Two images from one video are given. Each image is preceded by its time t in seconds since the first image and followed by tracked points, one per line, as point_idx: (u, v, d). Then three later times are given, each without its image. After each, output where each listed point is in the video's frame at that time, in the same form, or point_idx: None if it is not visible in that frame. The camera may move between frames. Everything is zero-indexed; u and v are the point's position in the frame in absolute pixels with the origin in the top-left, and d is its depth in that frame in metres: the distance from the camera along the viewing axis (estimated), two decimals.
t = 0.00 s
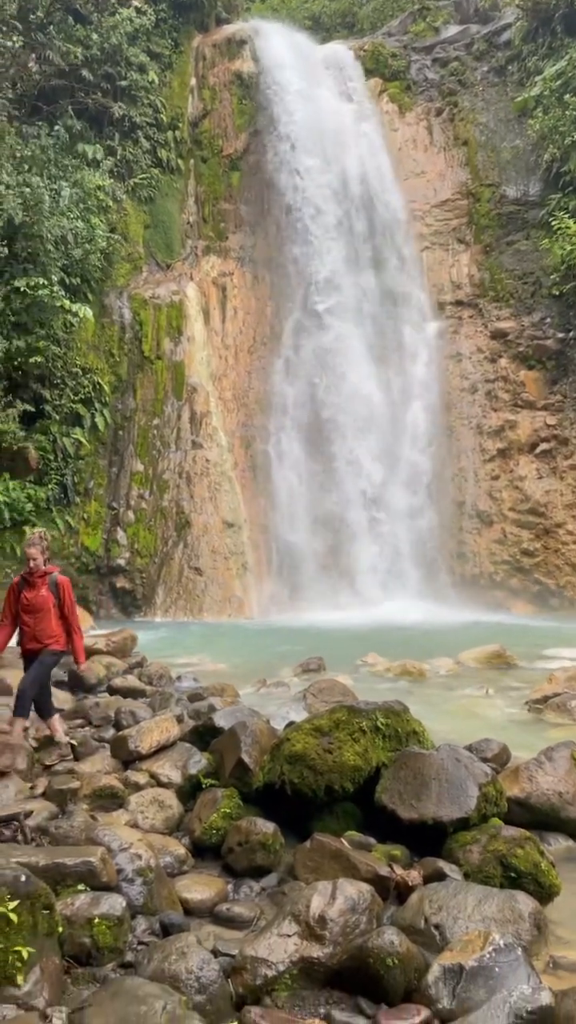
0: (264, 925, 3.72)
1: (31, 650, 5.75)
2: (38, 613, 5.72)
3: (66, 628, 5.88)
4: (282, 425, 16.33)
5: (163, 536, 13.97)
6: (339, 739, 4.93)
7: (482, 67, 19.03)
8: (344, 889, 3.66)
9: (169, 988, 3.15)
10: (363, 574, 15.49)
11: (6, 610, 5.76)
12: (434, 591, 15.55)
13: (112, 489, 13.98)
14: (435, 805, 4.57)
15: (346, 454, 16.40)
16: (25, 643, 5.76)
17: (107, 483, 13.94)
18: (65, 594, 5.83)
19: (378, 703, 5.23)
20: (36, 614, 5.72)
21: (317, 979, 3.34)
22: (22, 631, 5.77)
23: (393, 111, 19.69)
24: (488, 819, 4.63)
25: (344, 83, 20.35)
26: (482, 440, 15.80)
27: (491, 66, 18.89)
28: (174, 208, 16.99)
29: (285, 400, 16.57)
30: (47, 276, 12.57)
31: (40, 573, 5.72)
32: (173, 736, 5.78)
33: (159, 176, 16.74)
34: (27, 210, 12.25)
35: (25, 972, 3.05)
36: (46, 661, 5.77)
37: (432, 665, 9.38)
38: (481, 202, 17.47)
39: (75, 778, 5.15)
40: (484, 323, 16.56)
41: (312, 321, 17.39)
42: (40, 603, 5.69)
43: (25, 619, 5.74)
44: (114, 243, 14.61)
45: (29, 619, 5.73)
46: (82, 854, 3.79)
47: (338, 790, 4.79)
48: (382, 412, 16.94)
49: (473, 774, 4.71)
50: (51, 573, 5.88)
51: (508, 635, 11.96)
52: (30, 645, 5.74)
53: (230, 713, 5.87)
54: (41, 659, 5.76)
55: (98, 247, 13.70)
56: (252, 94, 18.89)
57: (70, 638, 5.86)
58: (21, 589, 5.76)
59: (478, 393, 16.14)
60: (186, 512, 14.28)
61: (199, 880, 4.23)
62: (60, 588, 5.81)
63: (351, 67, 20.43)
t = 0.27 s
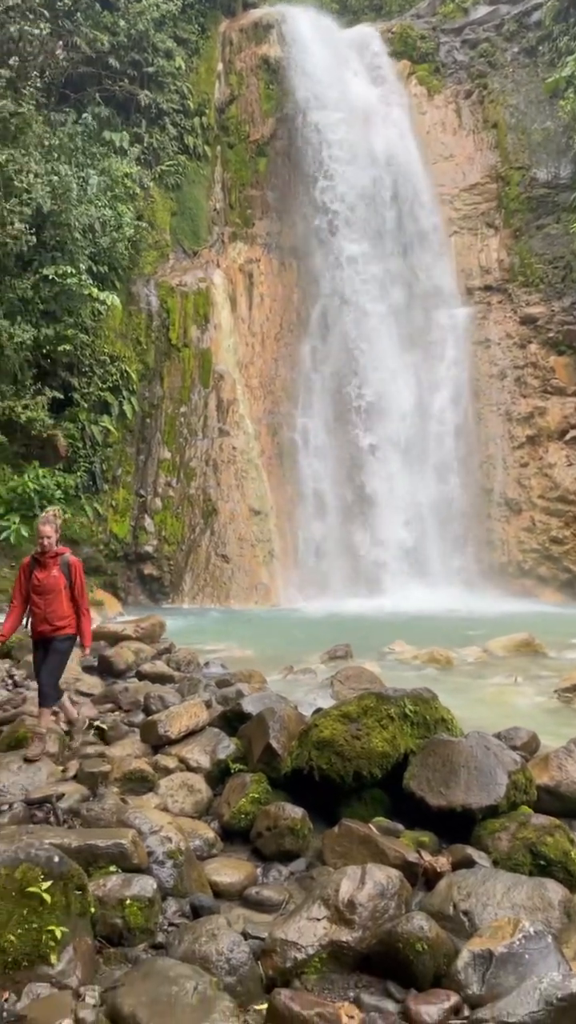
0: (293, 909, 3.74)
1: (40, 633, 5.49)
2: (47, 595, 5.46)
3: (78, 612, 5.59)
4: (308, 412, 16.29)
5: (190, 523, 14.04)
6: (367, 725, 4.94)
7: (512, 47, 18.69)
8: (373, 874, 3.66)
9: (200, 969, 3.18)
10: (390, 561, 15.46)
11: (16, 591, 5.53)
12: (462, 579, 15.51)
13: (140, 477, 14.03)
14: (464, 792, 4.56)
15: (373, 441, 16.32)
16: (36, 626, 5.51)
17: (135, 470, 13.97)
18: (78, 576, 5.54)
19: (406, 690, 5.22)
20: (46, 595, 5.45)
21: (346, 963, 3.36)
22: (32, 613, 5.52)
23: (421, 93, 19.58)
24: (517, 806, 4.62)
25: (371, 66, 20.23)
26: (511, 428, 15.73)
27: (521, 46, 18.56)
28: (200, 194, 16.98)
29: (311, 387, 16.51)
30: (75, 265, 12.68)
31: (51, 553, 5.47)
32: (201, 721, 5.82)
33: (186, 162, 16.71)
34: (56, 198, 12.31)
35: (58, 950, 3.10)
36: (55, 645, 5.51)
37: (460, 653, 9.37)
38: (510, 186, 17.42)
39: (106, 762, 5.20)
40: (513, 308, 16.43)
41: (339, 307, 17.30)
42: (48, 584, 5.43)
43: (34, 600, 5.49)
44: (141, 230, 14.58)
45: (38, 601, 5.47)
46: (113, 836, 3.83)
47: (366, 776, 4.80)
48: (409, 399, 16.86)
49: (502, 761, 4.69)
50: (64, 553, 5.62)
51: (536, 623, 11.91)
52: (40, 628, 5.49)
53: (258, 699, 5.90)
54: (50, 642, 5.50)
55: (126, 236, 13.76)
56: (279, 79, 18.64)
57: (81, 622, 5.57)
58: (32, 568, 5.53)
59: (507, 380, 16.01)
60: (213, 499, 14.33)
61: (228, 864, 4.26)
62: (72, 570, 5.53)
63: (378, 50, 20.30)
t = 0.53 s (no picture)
0: (325, 893, 3.76)
1: (64, 615, 5.34)
2: (72, 577, 5.31)
3: (102, 593, 5.45)
4: (338, 398, 16.22)
5: (220, 510, 14.07)
6: (398, 713, 4.93)
7: (546, 27, 18.36)
8: (406, 861, 3.66)
9: (233, 951, 3.22)
10: (420, 549, 15.41)
11: (37, 572, 5.37)
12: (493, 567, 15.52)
13: (171, 464, 14.08)
14: (496, 780, 4.55)
15: (404, 428, 16.20)
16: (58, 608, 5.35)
17: (166, 459, 14.06)
18: (102, 558, 5.41)
19: (438, 677, 5.21)
20: (70, 578, 5.31)
21: (378, 948, 3.37)
22: (55, 595, 5.36)
23: (453, 76, 19.32)
24: (550, 795, 4.60)
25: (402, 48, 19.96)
26: (543, 415, 15.89)
27: (555, 26, 18.26)
28: (231, 181, 17.01)
29: (341, 373, 16.43)
30: (106, 253, 12.72)
31: (76, 534, 5.33)
32: (233, 707, 5.85)
33: (216, 149, 16.65)
34: (87, 186, 12.31)
35: (94, 930, 3.17)
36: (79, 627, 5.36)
37: (491, 641, 9.34)
38: (544, 169, 17.29)
39: (139, 745, 5.25)
40: (546, 294, 16.55)
41: (371, 293, 17.17)
42: (74, 566, 5.29)
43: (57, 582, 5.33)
44: (171, 218, 14.61)
45: (62, 583, 5.32)
46: (147, 819, 3.87)
47: (397, 763, 4.80)
48: (441, 386, 16.73)
49: (535, 750, 4.66)
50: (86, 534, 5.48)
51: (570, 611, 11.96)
52: (63, 610, 5.33)
53: (289, 685, 5.92)
54: (74, 625, 5.35)
55: (157, 223, 13.78)
56: (309, 63, 18.53)
57: (106, 603, 5.43)
58: (55, 551, 5.37)
59: (540, 366, 16.16)
60: (242, 487, 14.31)
61: (260, 848, 4.29)
62: (96, 551, 5.39)
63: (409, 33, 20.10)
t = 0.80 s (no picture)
0: (356, 878, 3.78)
1: (94, 602, 5.22)
2: (104, 562, 5.22)
3: (127, 578, 5.43)
4: (369, 384, 16.14)
5: (251, 498, 14.11)
6: (430, 699, 4.93)
7: None
8: (438, 847, 3.66)
9: (266, 933, 3.24)
10: (451, 536, 15.29)
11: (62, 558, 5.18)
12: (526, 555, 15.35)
13: (202, 451, 14.16)
14: (528, 768, 4.52)
15: (436, 414, 16.09)
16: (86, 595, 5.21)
17: (197, 445, 14.11)
18: (129, 544, 5.39)
19: (470, 664, 5.19)
20: (102, 563, 5.21)
21: (410, 933, 3.38)
22: (82, 582, 5.21)
23: (487, 55, 19.15)
24: None
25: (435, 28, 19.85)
26: None
27: None
28: (261, 167, 16.63)
29: (372, 359, 16.33)
30: (137, 240, 12.74)
31: (105, 519, 5.26)
32: (265, 691, 5.88)
33: (247, 134, 16.39)
34: (118, 173, 12.33)
35: (129, 910, 3.21)
36: (110, 613, 5.27)
37: (524, 629, 9.28)
38: None
39: (172, 728, 5.30)
40: None
41: (402, 277, 17.09)
42: (107, 551, 5.21)
43: (85, 568, 5.20)
44: (202, 205, 14.58)
45: (93, 568, 5.20)
46: (180, 801, 3.91)
47: (429, 750, 4.80)
48: (473, 372, 16.61)
49: (569, 738, 4.63)
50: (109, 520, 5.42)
51: None
52: (93, 596, 5.21)
53: (320, 670, 5.95)
54: (104, 611, 5.25)
55: (188, 209, 13.81)
56: (341, 45, 18.49)
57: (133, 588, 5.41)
58: (82, 537, 5.24)
59: None
60: (272, 474, 14.31)
61: (291, 832, 4.32)
62: (124, 537, 5.36)
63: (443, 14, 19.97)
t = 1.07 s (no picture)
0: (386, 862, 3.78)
1: (125, 594, 5.19)
2: (136, 554, 5.18)
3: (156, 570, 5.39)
4: (400, 369, 16.04)
5: (280, 485, 14.08)
6: (461, 685, 4.92)
7: None
8: (468, 832, 3.66)
9: (297, 915, 3.26)
10: (482, 522, 15.20)
11: (93, 550, 5.12)
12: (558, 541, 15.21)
13: (231, 439, 14.19)
14: (560, 755, 4.50)
15: (467, 399, 16.00)
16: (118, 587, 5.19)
17: (226, 431, 14.16)
18: (159, 536, 5.34)
19: (500, 650, 5.17)
20: (134, 555, 5.17)
21: (441, 917, 3.39)
22: (114, 574, 5.17)
23: (521, 36, 19.34)
24: None
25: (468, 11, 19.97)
26: None
27: None
28: (291, 151, 16.45)
29: (403, 344, 16.22)
30: (167, 227, 12.84)
31: (136, 512, 5.19)
32: (294, 676, 5.90)
33: (277, 119, 16.17)
34: (148, 160, 12.38)
35: (161, 890, 3.25)
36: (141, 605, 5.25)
37: (555, 616, 9.24)
38: None
39: (202, 712, 5.34)
40: None
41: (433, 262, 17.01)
42: (139, 544, 5.15)
43: (117, 560, 5.15)
44: (232, 190, 14.56)
45: (125, 561, 5.16)
46: (211, 784, 3.95)
47: (459, 736, 4.79)
48: (504, 357, 16.50)
49: None
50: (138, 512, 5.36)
51: None
52: (124, 589, 5.19)
53: (349, 656, 5.96)
54: (136, 602, 5.22)
55: (217, 195, 13.76)
56: (372, 27, 18.26)
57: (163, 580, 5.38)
58: (114, 528, 5.18)
59: None
60: (302, 462, 14.24)
61: (322, 816, 4.34)
62: (154, 529, 5.31)
63: None
